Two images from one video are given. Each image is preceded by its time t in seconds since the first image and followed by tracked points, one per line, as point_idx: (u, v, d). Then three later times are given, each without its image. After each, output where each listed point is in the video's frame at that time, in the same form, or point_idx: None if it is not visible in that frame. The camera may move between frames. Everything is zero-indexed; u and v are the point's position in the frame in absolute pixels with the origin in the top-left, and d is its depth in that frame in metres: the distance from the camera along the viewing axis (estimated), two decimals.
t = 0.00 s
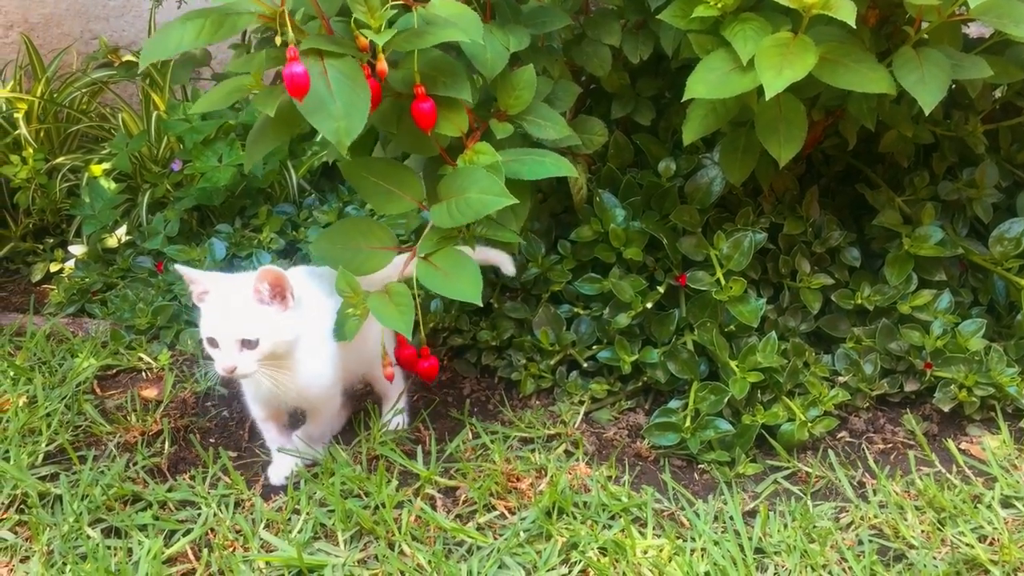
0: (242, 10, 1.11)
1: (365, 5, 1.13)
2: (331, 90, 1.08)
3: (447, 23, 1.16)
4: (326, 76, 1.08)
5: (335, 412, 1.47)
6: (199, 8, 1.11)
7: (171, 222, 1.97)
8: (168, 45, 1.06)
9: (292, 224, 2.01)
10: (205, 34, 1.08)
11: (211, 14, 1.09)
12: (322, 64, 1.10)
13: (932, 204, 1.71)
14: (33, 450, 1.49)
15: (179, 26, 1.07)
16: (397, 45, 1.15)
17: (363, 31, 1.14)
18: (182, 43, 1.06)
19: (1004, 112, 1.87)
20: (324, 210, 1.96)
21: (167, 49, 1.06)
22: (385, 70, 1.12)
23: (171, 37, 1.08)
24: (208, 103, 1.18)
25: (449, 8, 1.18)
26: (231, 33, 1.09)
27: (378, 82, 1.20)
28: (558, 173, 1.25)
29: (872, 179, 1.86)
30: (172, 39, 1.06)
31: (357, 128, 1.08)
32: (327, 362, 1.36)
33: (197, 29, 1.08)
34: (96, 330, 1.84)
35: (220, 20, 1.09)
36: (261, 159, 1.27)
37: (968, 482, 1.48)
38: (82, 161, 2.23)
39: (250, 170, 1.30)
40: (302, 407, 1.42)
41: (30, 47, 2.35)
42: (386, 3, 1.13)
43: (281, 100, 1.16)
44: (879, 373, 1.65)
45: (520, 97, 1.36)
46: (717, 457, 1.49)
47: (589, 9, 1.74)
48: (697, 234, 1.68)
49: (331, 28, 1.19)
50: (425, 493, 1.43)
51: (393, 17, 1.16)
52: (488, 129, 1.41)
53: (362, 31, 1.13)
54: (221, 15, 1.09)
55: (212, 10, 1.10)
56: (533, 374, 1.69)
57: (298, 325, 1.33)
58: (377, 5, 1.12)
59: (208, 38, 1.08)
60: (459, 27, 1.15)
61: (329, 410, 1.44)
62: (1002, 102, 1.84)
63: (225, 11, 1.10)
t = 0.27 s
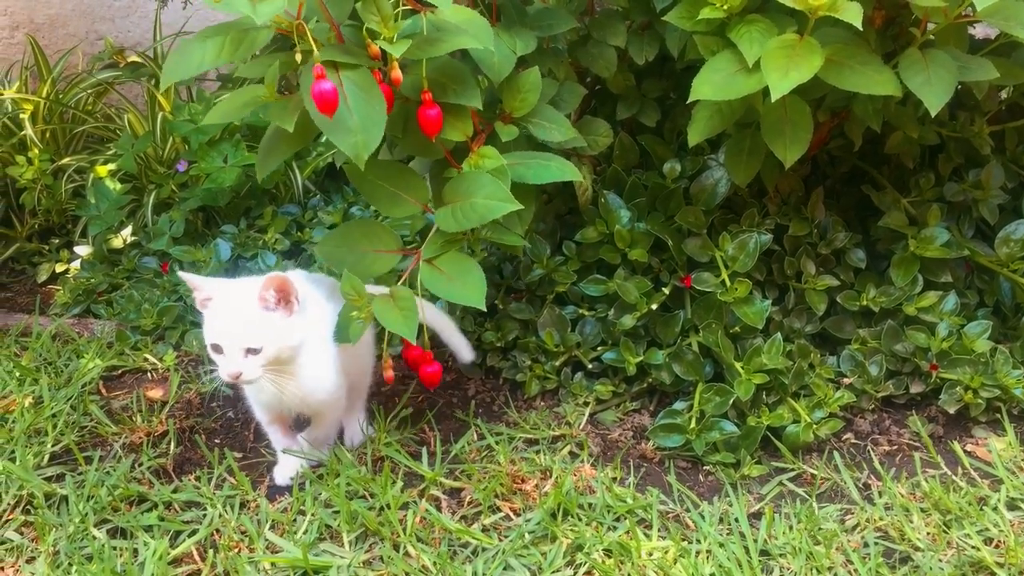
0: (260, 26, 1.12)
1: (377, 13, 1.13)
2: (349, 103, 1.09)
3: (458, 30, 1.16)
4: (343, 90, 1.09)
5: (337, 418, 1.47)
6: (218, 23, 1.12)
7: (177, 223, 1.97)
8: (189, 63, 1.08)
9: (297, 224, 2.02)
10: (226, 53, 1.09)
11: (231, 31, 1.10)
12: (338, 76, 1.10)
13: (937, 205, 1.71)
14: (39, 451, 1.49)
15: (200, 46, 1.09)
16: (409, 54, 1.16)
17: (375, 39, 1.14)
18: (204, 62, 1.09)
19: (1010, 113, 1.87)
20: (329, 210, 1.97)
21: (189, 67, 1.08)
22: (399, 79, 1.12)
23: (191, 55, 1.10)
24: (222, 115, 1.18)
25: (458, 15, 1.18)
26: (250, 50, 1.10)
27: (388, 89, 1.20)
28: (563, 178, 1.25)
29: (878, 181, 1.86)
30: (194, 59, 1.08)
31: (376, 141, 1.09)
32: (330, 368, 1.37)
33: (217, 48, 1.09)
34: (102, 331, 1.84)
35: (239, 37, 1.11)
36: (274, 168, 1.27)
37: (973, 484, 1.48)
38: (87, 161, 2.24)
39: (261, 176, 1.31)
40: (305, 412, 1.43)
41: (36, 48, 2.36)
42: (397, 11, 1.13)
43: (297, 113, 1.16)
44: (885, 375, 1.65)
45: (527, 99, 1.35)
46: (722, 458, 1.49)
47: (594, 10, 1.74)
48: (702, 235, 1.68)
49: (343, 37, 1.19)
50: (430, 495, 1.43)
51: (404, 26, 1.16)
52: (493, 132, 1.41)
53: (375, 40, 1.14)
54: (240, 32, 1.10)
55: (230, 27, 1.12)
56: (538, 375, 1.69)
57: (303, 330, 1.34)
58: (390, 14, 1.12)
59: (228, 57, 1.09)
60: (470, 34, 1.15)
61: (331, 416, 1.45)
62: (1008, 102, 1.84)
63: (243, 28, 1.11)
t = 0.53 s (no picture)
0: (252, 13, 1.12)
1: (373, 6, 1.13)
2: (341, 93, 1.09)
3: (455, 24, 1.16)
4: (335, 79, 1.09)
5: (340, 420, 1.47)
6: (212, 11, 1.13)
7: (178, 223, 1.97)
8: (178, 47, 1.09)
9: (299, 225, 2.02)
10: (215, 37, 1.10)
11: (222, 17, 1.11)
12: (332, 67, 1.10)
13: (939, 206, 1.71)
14: (41, 451, 1.49)
15: (190, 30, 1.10)
16: (405, 47, 1.16)
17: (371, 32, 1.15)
18: (192, 46, 1.09)
19: (1013, 113, 1.87)
20: (331, 211, 1.97)
21: (177, 50, 1.09)
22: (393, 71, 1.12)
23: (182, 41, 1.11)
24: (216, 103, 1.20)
25: (457, 10, 1.16)
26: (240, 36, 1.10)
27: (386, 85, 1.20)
28: (564, 177, 1.24)
29: (880, 181, 1.85)
30: (183, 42, 1.09)
31: (366, 130, 1.08)
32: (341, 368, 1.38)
33: (208, 33, 1.10)
34: (103, 331, 1.84)
35: (230, 23, 1.11)
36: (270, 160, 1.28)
37: (975, 486, 1.48)
38: (90, 161, 2.24)
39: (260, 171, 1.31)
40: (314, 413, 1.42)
41: (38, 48, 2.36)
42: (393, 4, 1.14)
43: (290, 103, 1.17)
44: (887, 376, 1.64)
45: (528, 98, 1.35)
46: (724, 459, 1.49)
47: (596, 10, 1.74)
48: (704, 236, 1.68)
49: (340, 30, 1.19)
50: (431, 495, 1.43)
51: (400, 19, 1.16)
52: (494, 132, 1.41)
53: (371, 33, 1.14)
54: (231, 19, 1.11)
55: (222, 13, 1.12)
56: (539, 376, 1.69)
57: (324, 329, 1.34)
58: (386, 7, 1.13)
59: (218, 42, 1.10)
60: (466, 28, 1.15)
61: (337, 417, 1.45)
62: (1011, 103, 1.83)
63: (235, 15, 1.11)
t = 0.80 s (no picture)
0: (258, 27, 1.13)
1: (377, 14, 1.13)
2: (347, 104, 1.09)
3: (458, 31, 1.16)
4: (342, 91, 1.09)
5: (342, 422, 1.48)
6: (215, 25, 1.13)
7: (178, 223, 1.97)
8: (187, 64, 1.09)
9: (299, 225, 2.02)
10: (224, 53, 1.10)
11: (228, 32, 1.11)
12: (337, 77, 1.10)
13: (939, 207, 1.71)
14: (41, 451, 1.49)
15: (198, 47, 1.10)
16: (409, 55, 1.16)
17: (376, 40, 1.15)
18: (202, 63, 1.09)
19: (1013, 114, 1.86)
20: (331, 211, 1.97)
21: (186, 68, 1.09)
22: (398, 79, 1.12)
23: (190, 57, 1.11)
24: (222, 115, 1.20)
25: (460, 16, 1.18)
26: (249, 52, 1.11)
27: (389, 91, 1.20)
28: (562, 184, 1.25)
29: (880, 181, 1.85)
30: (192, 59, 1.09)
31: (374, 143, 1.09)
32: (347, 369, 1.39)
33: (216, 49, 1.10)
34: (103, 331, 1.84)
35: (237, 38, 1.11)
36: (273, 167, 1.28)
37: (975, 486, 1.48)
38: (90, 161, 2.24)
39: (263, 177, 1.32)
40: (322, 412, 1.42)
41: (38, 48, 2.36)
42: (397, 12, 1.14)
43: (296, 114, 1.17)
44: (887, 376, 1.64)
45: (527, 101, 1.35)
46: (724, 460, 1.49)
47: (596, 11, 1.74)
48: (704, 236, 1.68)
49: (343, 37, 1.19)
50: (430, 496, 1.43)
51: (403, 26, 1.16)
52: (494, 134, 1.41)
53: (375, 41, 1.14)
54: (238, 34, 1.11)
55: (228, 28, 1.12)
56: (539, 376, 1.68)
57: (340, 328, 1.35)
58: (390, 14, 1.12)
59: (226, 58, 1.10)
60: (469, 34, 1.15)
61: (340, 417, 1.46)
62: (1012, 103, 1.83)
63: (241, 29, 1.12)
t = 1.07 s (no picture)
0: (246, 15, 1.13)
1: (370, 8, 1.14)
2: (336, 94, 1.09)
3: (452, 26, 1.16)
4: (332, 81, 1.09)
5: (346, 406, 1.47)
6: (204, 12, 1.13)
7: (175, 223, 1.97)
8: (173, 48, 1.09)
9: (296, 225, 2.02)
10: (212, 38, 1.10)
11: (216, 19, 1.11)
12: (328, 68, 1.10)
13: (935, 206, 1.71)
14: (36, 451, 1.49)
15: (185, 32, 1.09)
16: (401, 48, 1.16)
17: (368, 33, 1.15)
18: (189, 48, 1.09)
19: (1009, 114, 1.87)
20: (328, 211, 1.97)
21: (173, 52, 1.08)
22: (390, 73, 1.12)
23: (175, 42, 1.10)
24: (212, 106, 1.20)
25: (454, 12, 1.18)
26: (237, 38, 1.11)
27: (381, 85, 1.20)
28: (552, 181, 1.24)
29: (876, 181, 1.86)
30: (179, 44, 1.08)
31: (362, 133, 1.08)
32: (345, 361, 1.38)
33: (203, 35, 1.09)
34: (100, 331, 1.84)
35: (225, 24, 1.11)
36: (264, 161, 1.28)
37: (971, 486, 1.48)
38: (86, 162, 2.24)
39: (255, 171, 1.31)
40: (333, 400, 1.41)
41: (35, 48, 2.36)
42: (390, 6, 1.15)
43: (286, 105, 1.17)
44: (883, 376, 1.64)
45: (524, 98, 1.35)
46: (720, 460, 1.49)
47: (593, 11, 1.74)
48: (701, 236, 1.68)
49: (336, 31, 1.20)
50: (427, 496, 1.43)
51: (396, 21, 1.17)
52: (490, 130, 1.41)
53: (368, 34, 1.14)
54: (226, 21, 1.11)
55: (216, 15, 1.12)
56: (536, 376, 1.68)
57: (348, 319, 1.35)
58: (382, 8, 1.14)
59: (213, 43, 1.10)
60: (462, 29, 1.15)
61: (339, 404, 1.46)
62: (1008, 103, 1.84)
63: (229, 16, 1.12)
